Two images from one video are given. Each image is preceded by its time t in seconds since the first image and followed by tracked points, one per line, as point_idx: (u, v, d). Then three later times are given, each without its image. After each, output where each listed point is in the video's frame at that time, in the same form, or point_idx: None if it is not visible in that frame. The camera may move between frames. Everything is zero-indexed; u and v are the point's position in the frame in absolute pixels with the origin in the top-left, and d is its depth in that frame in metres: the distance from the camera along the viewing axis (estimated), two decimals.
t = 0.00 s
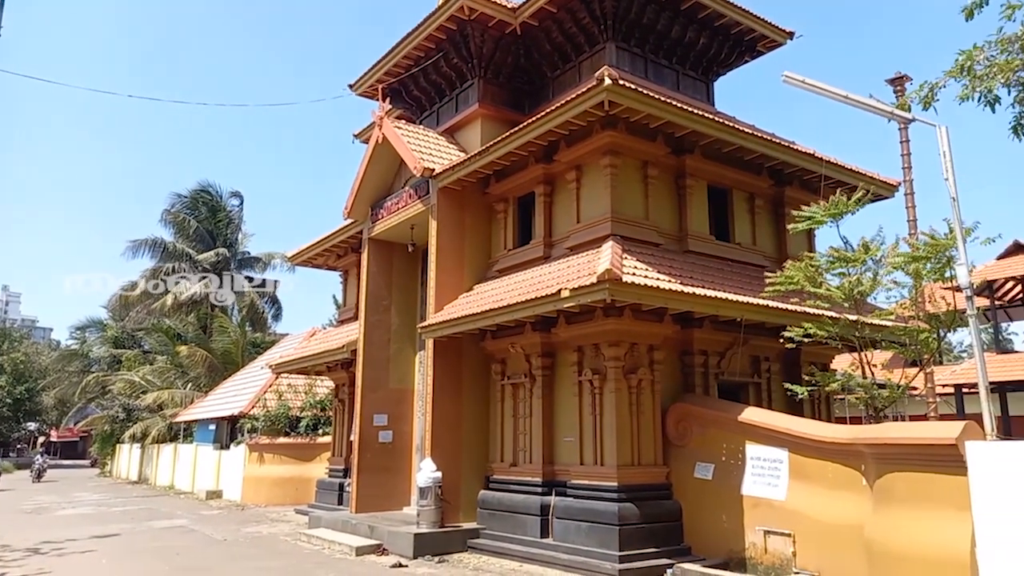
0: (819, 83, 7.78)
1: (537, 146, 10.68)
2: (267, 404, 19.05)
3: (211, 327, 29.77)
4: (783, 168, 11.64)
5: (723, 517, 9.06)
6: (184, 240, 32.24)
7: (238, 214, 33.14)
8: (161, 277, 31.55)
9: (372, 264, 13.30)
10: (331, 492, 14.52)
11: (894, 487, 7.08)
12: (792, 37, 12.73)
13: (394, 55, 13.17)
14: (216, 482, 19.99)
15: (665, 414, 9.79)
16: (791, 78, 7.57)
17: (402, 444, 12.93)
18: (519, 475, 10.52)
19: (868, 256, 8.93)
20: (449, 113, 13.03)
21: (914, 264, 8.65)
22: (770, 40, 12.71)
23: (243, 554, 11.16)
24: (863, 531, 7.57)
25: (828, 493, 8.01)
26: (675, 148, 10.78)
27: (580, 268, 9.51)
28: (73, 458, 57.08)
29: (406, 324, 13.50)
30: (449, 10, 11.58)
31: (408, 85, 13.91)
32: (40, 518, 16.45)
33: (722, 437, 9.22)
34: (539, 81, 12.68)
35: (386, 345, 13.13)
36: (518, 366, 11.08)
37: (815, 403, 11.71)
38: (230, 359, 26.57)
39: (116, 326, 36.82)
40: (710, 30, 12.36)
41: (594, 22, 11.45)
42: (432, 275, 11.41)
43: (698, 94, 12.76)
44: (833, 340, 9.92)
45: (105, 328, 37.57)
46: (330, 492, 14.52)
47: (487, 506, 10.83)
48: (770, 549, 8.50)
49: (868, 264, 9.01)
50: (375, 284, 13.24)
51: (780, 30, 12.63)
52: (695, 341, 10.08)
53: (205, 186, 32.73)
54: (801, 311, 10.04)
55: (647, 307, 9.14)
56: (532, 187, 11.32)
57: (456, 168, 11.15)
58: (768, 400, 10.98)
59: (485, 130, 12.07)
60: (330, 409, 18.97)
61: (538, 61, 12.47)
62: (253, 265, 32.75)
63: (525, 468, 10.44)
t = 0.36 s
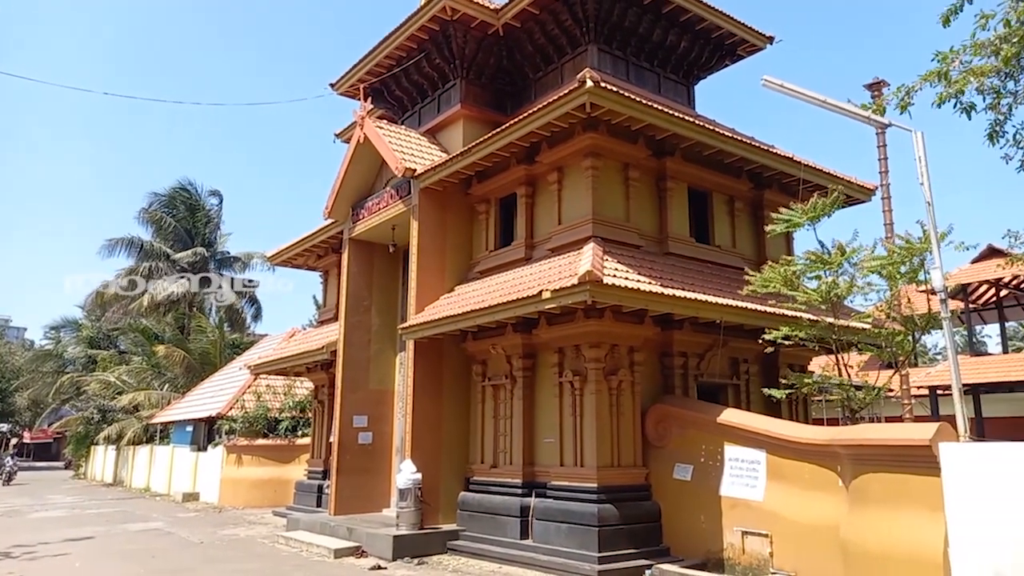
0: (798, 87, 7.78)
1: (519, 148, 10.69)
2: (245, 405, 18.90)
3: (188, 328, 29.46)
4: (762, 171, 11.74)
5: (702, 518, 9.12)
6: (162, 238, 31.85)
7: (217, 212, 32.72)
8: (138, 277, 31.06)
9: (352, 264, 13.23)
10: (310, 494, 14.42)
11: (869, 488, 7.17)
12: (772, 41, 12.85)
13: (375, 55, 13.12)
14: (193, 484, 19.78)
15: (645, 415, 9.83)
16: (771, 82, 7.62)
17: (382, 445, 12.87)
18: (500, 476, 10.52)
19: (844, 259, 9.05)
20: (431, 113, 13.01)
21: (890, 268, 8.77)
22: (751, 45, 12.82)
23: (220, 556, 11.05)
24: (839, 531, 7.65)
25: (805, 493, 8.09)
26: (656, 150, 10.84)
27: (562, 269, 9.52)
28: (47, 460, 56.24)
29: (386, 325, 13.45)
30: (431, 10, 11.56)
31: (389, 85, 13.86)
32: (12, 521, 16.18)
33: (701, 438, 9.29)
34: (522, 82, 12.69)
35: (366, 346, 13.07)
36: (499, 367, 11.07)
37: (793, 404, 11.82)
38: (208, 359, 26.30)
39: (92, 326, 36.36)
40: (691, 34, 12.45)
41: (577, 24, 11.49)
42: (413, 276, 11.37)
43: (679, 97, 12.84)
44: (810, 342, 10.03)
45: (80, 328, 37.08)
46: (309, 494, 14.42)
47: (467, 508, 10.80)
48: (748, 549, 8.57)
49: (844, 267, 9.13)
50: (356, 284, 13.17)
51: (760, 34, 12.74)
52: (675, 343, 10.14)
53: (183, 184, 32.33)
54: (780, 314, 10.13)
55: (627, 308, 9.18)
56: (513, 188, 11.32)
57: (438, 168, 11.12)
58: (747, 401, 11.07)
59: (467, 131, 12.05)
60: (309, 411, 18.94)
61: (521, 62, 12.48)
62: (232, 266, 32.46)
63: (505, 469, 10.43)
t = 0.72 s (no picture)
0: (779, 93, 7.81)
1: (501, 148, 10.69)
2: (223, 405, 18.75)
3: (165, 326, 29.09)
4: (742, 175, 11.85)
5: (680, 518, 9.18)
6: (138, 236, 31.40)
7: (195, 210, 32.33)
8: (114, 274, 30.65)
9: (333, 263, 13.15)
10: (288, 495, 14.31)
11: (844, 488, 7.26)
12: (752, 46, 12.97)
13: (357, 53, 13.05)
14: (169, 485, 19.53)
15: (624, 416, 9.87)
16: (750, 87, 7.70)
17: (361, 445, 12.80)
18: (479, 477, 10.51)
19: (821, 263, 9.16)
20: (413, 112, 12.97)
21: (865, 271, 8.89)
22: (731, 49, 12.94)
23: (196, 557, 10.92)
24: (815, 531, 7.72)
25: (781, 494, 8.17)
26: (637, 153, 10.90)
27: (543, 270, 9.54)
28: (18, 460, 55.33)
29: (367, 325, 13.38)
30: (414, 9, 11.52)
31: (371, 84, 13.79)
32: None
33: (679, 439, 9.35)
34: (504, 82, 12.69)
35: (346, 345, 12.99)
36: (480, 367, 11.07)
37: (770, 406, 11.94)
38: (185, 359, 26.01)
39: (66, 324, 35.83)
40: (673, 37, 12.53)
41: (559, 26, 11.51)
42: (393, 276, 11.32)
43: (661, 100, 12.92)
44: (787, 344, 10.14)
45: (54, 326, 36.51)
46: (287, 494, 14.30)
47: (446, 508, 10.77)
48: (726, 549, 8.63)
49: (820, 270, 9.24)
50: (336, 283, 13.09)
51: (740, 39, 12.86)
52: (654, 344, 10.20)
53: (160, 181, 31.90)
54: (758, 316, 10.22)
55: (608, 309, 9.21)
56: (495, 189, 11.32)
57: (420, 168, 11.09)
58: (725, 403, 11.16)
59: (449, 130, 12.03)
60: (288, 411, 18.78)
61: (503, 63, 12.48)
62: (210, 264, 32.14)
63: (485, 469, 10.43)
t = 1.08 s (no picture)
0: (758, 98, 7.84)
1: (481, 149, 10.68)
2: (199, 405, 18.56)
3: (140, 326, 28.70)
4: (720, 177, 11.94)
5: (658, 518, 9.23)
6: (113, 234, 30.95)
7: (172, 208, 31.95)
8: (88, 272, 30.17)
9: (311, 262, 13.06)
10: (264, 496, 14.18)
11: (819, 487, 7.34)
12: (731, 49, 13.09)
13: (337, 51, 12.97)
14: (143, 486, 19.27)
15: (603, 417, 9.92)
16: (729, 89, 7.77)
17: (339, 446, 12.72)
18: (458, 478, 10.49)
19: (798, 265, 9.26)
20: (393, 112, 12.91)
21: (842, 273, 9.01)
22: (710, 52, 13.04)
23: (171, 560, 10.78)
24: (790, 530, 7.81)
25: (757, 493, 8.26)
26: (617, 154, 10.94)
27: (523, 271, 9.55)
28: None
29: (346, 325, 13.30)
30: (394, 8, 11.47)
31: (351, 83, 13.72)
32: None
33: (658, 439, 9.40)
34: (484, 83, 12.68)
35: (324, 346, 12.91)
36: (459, 368, 11.05)
37: (747, 406, 12.05)
38: (160, 359, 25.69)
39: (39, 323, 35.22)
40: (653, 39, 12.61)
41: (540, 26, 11.53)
42: (372, 275, 11.26)
43: (641, 102, 12.99)
44: (764, 345, 10.24)
45: (26, 326, 35.88)
46: (264, 496, 14.17)
47: (425, 509, 10.73)
48: (703, 548, 8.70)
49: (797, 272, 9.34)
50: (315, 283, 13.00)
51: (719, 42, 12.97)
52: (633, 345, 10.25)
53: (136, 178, 31.46)
54: (736, 317, 10.32)
55: (587, 310, 9.24)
56: (475, 189, 11.31)
57: (399, 167, 11.05)
58: (703, 403, 11.25)
59: (430, 130, 11.99)
60: (265, 411, 18.67)
61: (484, 63, 12.47)
62: (187, 263, 31.80)
63: (464, 470, 10.41)
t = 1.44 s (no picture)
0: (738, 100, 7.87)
1: (463, 146, 10.66)
2: (177, 404, 18.38)
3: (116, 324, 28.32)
4: (701, 176, 12.03)
5: (638, 515, 9.29)
6: (89, 230, 30.51)
7: (149, 204, 31.53)
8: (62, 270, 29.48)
9: (292, 260, 12.97)
10: (243, 495, 14.07)
11: (797, 484, 7.43)
12: (712, 50, 13.18)
13: (318, 48, 12.88)
14: (120, 486, 19.04)
15: (584, 415, 9.96)
16: (709, 89, 7.81)
17: (320, 444, 12.65)
18: (440, 476, 10.48)
19: (777, 265, 9.36)
20: (375, 108, 12.85)
21: (821, 273, 9.11)
22: (692, 52, 13.12)
23: (149, 559, 10.66)
24: (768, 526, 7.90)
25: (736, 490, 8.34)
26: (599, 153, 10.98)
27: (505, 269, 9.55)
28: None
29: (327, 322, 13.23)
30: (377, 4, 11.41)
31: (332, 79, 13.63)
32: None
33: (638, 436, 9.46)
34: (467, 80, 12.67)
35: (305, 344, 12.83)
36: (441, 366, 11.03)
37: (727, 403, 12.16)
38: (137, 357, 25.38)
39: (12, 320, 34.66)
40: (635, 39, 12.67)
41: (523, 25, 11.54)
42: (354, 273, 11.21)
43: (623, 101, 13.04)
44: (744, 343, 10.32)
45: None
46: (243, 495, 14.06)
47: (406, 507, 10.71)
48: (682, 545, 8.76)
49: (777, 271, 9.43)
50: (295, 281, 12.91)
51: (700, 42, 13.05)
52: (615, 343, 10.30)
53: (112, 174, 31.03)
54: (716, 316, 10.40)
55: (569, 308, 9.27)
56: (457, 187, 11.29)
57: (381, 165, 10.99)
58: (683, 401, 11.33)
59: (412, 128, 11.95)
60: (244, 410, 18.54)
61: (466, 60, 12.45)
62: (165, 260, 31.46)
63: (445, 468, 10.41)
